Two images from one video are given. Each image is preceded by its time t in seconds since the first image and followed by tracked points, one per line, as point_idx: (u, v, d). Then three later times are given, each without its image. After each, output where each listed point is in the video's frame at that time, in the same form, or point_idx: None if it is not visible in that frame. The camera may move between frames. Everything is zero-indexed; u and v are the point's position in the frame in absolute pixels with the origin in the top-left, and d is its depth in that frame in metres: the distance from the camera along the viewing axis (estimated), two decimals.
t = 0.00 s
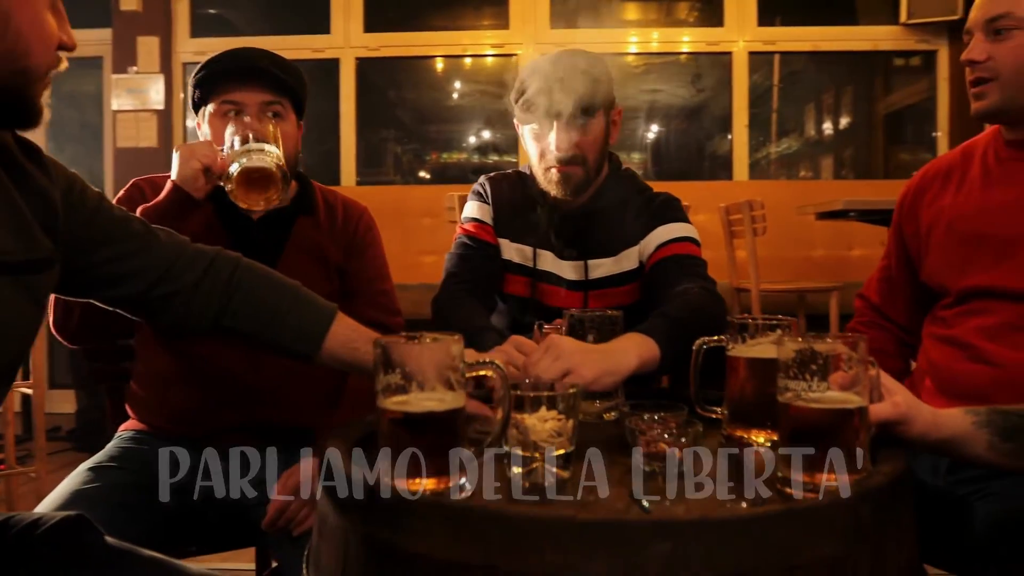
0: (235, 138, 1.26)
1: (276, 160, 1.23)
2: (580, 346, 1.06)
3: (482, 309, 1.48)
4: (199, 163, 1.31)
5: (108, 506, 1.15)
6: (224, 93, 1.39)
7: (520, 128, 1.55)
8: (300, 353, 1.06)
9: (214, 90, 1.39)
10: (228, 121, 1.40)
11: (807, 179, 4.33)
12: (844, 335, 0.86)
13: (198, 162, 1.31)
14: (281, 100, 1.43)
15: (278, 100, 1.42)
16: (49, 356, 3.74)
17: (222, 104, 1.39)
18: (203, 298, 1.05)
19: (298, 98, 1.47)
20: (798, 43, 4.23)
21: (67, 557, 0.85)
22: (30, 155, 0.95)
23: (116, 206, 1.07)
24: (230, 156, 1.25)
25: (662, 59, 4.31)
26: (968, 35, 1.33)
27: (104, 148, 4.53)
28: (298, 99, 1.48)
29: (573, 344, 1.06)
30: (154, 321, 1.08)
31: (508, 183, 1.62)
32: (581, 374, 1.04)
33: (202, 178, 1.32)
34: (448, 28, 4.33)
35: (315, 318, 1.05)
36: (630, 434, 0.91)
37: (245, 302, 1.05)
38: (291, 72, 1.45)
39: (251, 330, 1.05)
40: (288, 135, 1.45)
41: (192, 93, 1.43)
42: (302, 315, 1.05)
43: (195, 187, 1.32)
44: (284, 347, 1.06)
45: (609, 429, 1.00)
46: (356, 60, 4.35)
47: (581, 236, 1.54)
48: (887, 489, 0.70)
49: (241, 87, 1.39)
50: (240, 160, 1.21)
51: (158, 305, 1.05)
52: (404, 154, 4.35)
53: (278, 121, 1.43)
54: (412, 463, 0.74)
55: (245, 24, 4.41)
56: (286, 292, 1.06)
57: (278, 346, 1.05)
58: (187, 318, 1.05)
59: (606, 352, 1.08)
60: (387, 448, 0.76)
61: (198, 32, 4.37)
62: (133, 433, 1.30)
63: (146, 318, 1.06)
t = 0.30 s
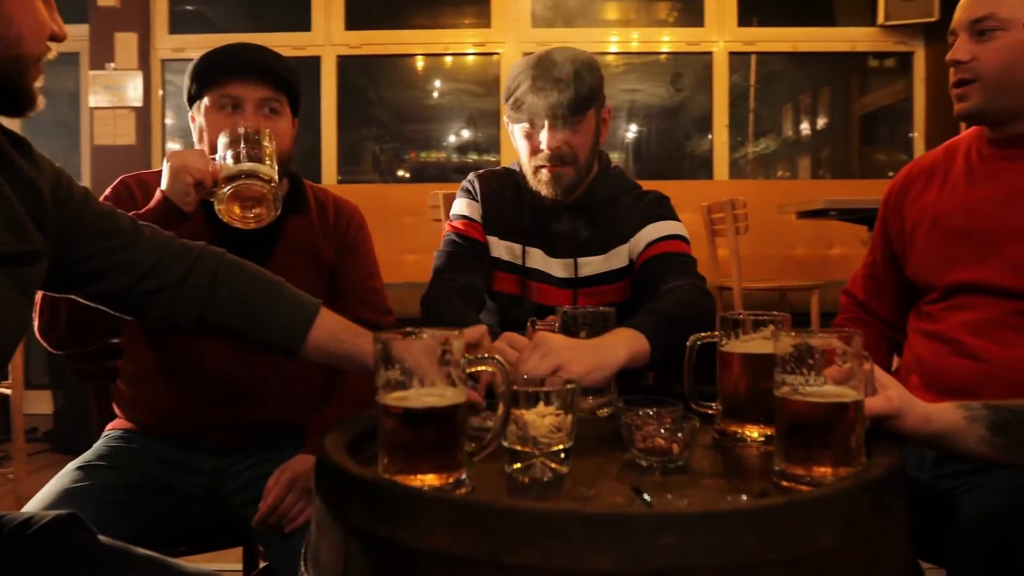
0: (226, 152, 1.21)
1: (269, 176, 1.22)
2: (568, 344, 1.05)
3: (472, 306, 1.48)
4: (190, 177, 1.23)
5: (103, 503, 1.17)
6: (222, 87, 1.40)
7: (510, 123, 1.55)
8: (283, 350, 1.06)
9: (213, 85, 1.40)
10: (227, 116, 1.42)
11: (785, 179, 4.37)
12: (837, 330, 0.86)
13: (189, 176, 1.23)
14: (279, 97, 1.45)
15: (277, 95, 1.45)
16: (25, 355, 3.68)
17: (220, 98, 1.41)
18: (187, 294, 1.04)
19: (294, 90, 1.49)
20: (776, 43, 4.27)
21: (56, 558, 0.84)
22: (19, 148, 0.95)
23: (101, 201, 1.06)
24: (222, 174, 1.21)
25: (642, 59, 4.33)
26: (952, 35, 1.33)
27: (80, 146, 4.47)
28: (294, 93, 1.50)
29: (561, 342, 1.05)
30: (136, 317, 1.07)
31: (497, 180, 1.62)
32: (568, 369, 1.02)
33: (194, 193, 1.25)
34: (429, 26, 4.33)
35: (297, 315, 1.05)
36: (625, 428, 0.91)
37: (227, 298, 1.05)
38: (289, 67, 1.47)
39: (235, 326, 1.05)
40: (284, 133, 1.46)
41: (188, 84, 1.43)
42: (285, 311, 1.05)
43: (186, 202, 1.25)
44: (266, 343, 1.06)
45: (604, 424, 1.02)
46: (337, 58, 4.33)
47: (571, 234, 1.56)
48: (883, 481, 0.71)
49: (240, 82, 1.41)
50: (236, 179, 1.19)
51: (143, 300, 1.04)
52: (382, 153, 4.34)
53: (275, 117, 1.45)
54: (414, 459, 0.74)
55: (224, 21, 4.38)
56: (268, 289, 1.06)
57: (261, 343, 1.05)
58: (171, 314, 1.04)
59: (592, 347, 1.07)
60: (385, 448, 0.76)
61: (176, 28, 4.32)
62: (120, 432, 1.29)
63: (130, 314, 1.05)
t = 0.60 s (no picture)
0: (218, 150, 1.22)
1: (265, 175, 1.23)
2: (556, 343, 1.05)
3: (458, 307, 1.48)
4: (185, 177, 1.23)
5: (87, 509, 1.16)
6: (211, 90, 1.41)
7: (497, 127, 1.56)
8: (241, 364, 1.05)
9: (203, 87, 1.41)
10: (216, 118, 1.41)
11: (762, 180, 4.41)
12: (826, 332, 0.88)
13: (184, 177, 1.23)
14: (269, 100, 1.46)
15: (265, 98, 1.45)
16: None
17: (209, 100, 1.41)
18: (153, 306, 1.03)
19: (280, 92, 1.49)
20: (754, 45, 4.31)
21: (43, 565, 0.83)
22: None
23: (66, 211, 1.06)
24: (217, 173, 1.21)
25: (621, 60, 4.35)
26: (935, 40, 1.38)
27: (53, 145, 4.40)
28: (280, 99, 1.50)
29: (549, 343, 1.04)
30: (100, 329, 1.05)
31: (483, 182, 1.63)
32: (554, 367, 1.02)
33: (189, 194, 1.25)
34: (408, 26, 4.32)
35: (255, 331, 1.04)
36: (618, 431, 0.92)
37: (190, 312, 1.04)
38: (275, 70, 1.47)
39: (199, 340, 1.04)
40: (273, 134, 1.47)
41: (175, 87, 1.43)
42: (247, 328, 1.04)
43: (181, 204, 1.25)
44: (229, 358, 1.05)
45: (594, 426, 1.03)
46: (317, 57, 4.31)
47: (557, 236, 1.56)
48: (873, 481, 0.72)
49: (229, 84, 1.41)
50: (231, 178, 1.20)
51: (108, 311, 1.02)
52: (359, 153, 4.32)
53: (265, 120, 1.46)
54: (413, 463, 0.74)
55: (201, 19, 4.34)
56: (233, 305, 1.06)
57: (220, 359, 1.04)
58: (135, 325, 1.03)
59: (578, 342, 1.07)
60: (382, 451, 0.76)
61: (153, 26, 4.27)
62: (106, 436, 1.28)
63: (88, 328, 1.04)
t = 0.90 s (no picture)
0: (205, 148, 1.23)
1: (250, 173, 1.23)
2: (540, 340, 1.05)
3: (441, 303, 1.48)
4: (169, 172, 1.24)
5: (70, 505, 1.15)
6: (189, 89, 1.41)
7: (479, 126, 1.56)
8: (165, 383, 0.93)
9: (182, 87, 1.40)
10: (195, 118, 1.41)
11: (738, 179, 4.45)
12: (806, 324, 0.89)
13: (169, 172, 1.24)
14: (248, 99, 1.45)
15: (244, 97, 1.45)
16: None
17: (189, 99, 1.40)
18: (87, 325, 0.91)
19: (260, 90, 1.48)
20: (730, 45, 4.36)
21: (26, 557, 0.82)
22: None
23: None
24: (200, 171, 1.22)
25: (598, 60, 4.37)
26: (917, 36, 1.40)
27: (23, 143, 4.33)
28: (262, 94, 1.50)
29: (534, 340, 1.05)
30: (30, 344, 0.93)
31: (466, 178, 1.64)
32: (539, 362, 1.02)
33: (173, 188, 1.26)
34: (386, 24, 4.31)
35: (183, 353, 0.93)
36: (604, 423, 0.93)
37: (126, 333, 0.92)
38: (256, 69, 1.46)
39: (135, 364, 0.92)
40: (255, 132, 1.47)
41: (155, 85, 1.43)
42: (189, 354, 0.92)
43: (165, 197, 1.26)
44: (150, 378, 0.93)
45: (578, 419, 1.05)
46: (295, 55, 4.30)
47: (538, 231, 1.57)
48: (854, 466, 0.74)
49: (208, 83, 1.41)
50: (214, 177, 1.20)
51: (38, 326, 0.91)
52: (336, 152, 4.29)
53: (246, 119, 1.45)
54: (403, 453, 0.75)
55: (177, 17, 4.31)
56: (178, 329, 0.94)
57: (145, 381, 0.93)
58: (65, 344, 0.91)
59: (561, 338, 1.08)
60: (371, 441, 0.77)
61: (129, 22, 4.23)
62: (87, 432, 1.28)
63: None
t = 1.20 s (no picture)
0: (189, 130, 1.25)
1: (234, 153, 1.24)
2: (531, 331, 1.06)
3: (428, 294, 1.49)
4: (152, 150, 1.28)
5: (57, 497, 1.16)
6: (173, 82, 1.40)
7: (469, 115, 1.58)
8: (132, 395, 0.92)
9: (164, 79, 1.40)
10: (179, 111, 1.41)
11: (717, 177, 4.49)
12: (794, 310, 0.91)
13: (152, 150, 1.28)
14: (232, 92, 1.45)
15: (228, 90, 1.44)
16: None
17: (172, 92, 1.40)
18: (59, 327, 0.91)
19: (245, 82, 1.48)
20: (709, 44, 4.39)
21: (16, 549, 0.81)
22: None
23: None
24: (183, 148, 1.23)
25: (579, 58, 4.38)
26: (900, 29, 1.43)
27: None
28: (248, 86, 1.49)
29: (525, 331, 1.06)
30: None
31: (454, 171, 1.65)
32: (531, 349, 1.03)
33: (156, 168, 1.29)
34: (367, 21, 4.30)
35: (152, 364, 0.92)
36: (595, 409, 0.94)
37: (94, 342, 0.91)
38: (239, 61, 1.46)
39: (102, 372, 0.91)
40: (239, 125, 1.46)
41: (139, 78, 1.43)
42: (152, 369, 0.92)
43: (148, 175, 1.28)
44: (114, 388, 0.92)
45: (568, 406, 1.06)
46: (275, 52, 4.28)
47: (524, 224, 1.58)
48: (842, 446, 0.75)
49: (191, 76, 1.41)
50: (197, 150, 1.20)
51: (9, 325, 0.90)
52: (314, 151, 4.28)
53: (229, 111, 1.45)
54: (400, 435, 0.75)
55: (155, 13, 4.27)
56: (151, 342, 0.93)
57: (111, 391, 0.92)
58: (36, 346, 0.90)
59: (550, 329, 1.09)
60: (366, 425, 0.77)
61: (107, 17, 4.19)
62: (72, 424, 1.27)
63: None
